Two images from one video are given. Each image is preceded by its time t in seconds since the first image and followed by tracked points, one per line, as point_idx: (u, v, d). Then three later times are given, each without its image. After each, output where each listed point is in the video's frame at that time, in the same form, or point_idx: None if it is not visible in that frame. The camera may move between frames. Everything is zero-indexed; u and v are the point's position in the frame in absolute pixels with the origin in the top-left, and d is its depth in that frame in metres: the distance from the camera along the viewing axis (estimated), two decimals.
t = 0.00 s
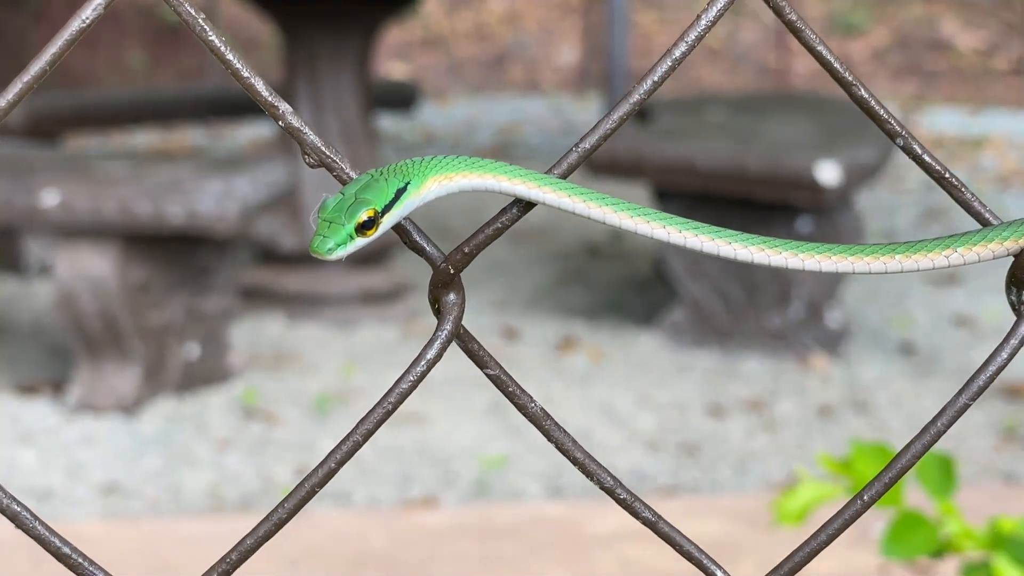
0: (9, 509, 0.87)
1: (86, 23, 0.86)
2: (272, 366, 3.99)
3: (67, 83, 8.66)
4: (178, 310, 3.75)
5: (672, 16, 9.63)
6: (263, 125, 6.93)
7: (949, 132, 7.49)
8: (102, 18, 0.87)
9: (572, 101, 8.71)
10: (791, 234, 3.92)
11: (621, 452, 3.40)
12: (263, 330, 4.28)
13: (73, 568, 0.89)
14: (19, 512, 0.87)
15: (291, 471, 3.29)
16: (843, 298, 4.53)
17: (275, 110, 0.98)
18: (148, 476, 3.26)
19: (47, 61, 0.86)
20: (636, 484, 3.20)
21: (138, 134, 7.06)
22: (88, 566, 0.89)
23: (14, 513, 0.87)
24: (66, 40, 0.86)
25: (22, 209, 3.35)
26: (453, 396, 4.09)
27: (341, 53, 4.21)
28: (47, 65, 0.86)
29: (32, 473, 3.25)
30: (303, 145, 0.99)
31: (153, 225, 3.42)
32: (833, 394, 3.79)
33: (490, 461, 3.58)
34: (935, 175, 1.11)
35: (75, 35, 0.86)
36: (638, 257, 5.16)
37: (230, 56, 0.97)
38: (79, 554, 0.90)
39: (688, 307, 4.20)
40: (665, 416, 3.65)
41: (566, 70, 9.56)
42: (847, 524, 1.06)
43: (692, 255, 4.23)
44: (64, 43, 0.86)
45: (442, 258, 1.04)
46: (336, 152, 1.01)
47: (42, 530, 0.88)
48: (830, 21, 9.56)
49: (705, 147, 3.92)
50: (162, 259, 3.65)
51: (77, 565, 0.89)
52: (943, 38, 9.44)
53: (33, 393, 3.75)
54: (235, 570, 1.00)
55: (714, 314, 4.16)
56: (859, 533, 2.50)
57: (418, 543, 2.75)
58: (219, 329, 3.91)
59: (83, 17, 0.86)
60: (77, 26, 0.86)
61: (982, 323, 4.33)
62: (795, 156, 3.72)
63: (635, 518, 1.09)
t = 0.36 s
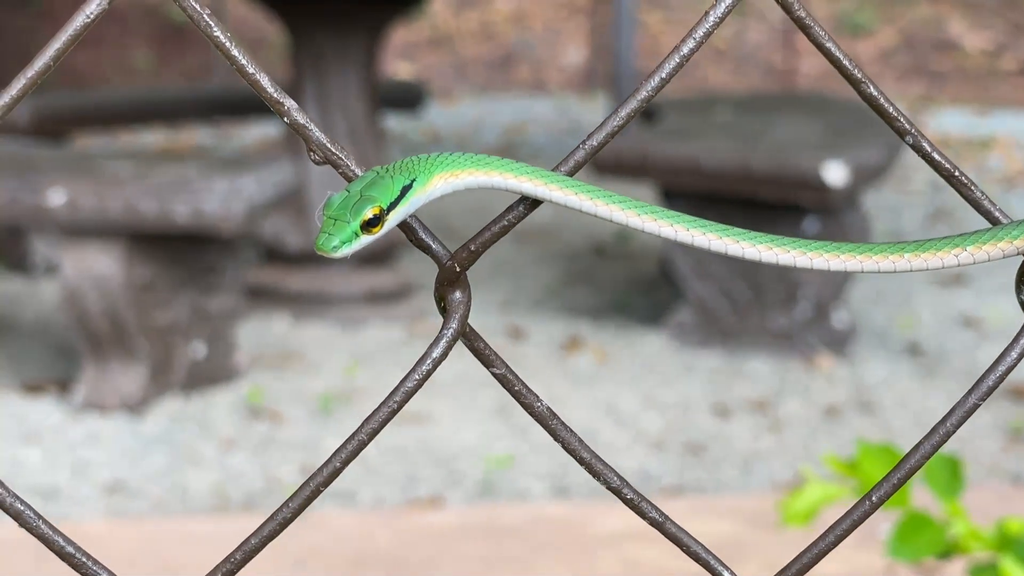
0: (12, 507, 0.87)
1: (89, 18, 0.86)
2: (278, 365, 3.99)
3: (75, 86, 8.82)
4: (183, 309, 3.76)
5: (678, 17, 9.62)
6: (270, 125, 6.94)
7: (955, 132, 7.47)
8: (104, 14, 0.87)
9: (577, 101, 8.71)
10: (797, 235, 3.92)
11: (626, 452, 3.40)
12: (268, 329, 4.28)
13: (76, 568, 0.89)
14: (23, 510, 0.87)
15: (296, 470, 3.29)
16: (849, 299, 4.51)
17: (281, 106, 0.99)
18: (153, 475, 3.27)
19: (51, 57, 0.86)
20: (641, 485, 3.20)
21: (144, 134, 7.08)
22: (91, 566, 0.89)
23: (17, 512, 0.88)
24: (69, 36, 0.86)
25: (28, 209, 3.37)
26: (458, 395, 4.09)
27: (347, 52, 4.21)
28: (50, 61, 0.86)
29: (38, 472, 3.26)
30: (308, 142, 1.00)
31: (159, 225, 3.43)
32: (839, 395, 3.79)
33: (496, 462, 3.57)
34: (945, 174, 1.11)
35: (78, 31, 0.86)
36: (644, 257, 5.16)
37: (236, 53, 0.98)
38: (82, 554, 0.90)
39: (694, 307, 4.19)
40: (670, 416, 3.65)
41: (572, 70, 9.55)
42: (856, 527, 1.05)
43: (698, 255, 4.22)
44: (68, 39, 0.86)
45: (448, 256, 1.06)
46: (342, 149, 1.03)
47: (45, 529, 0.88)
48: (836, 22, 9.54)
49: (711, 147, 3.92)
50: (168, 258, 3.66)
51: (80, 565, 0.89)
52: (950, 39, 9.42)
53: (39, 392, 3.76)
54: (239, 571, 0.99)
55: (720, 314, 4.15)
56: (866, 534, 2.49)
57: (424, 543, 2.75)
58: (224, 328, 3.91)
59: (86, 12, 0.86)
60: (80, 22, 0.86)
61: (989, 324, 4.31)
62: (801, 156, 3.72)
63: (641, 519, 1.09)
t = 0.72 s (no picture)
0: (17, 517, 0.87)
1: (97, 32, 0.87)
2: (281, 366, 4.00)
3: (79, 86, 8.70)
4: (187, 311, 3.76)
5: (682, 18, 9.62)
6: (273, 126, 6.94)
7: (959, 135, 7.46)
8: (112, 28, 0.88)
9: (581, 102, 8.70)
10: (800, 238, 3.93)
11: (630, 455, 3.40)
12: (272, 331, 4.28)
13: None
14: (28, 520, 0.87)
15: (300, 472, 3.30)
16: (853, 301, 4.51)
17: (286, 121, 1.02)
18: (157, 477, 3.27)
19: (59, 71, 0.86)
20: (643, 487, 3.20)
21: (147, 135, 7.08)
22: None
23: (22, 523, 0.87)
24: (78, 50, 0.86)
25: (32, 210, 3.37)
26: (462, 397, 4.09)
27: (351, 54, 4.21)
28: (58, 76, 0.86)
29: (41, 473, 3.26)
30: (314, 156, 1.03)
31: (163, 226, 3.44)
32: (842, 398, 3.78)
33: (499, 464, 3.57)
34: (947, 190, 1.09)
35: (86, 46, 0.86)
36: (647, 260, 5.15)
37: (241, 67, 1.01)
38: (86, 565, 0.90)
39: (697, 310, 4.19)
40: (674, 419, 3.64)
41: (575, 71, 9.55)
42: (857, 537, 1.04)
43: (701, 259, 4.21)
44: (76, 54, 0.86)
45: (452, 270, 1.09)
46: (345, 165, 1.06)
47: (50, 540, 0.88)
48: (840, 24, 9.53)
49: (715, 149, 3.91)
50: (172, 260, 3.66)
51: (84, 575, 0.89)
52: (953, 41, 9.41)
53: (42, 393, 3.76)
54: None
55: (724, 316, 4.13)
56: (869, 540, 2.48)
57: (427, 545, 2.75)
58: (228, 330, 3.91)
59: (94, 28, 0.87)
60: (89, 37, 0.86)
61: (993, 328, 4.30)
62: (804, 159, 3.71)
63: (643, 531, 1.09)
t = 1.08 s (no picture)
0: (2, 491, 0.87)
1: (78, 5, 0.87)
2: (281, 365, 3.99)
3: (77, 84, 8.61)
4: (186, 309, 3.76)
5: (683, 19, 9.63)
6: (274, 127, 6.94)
7: (959, 136, 7.46)
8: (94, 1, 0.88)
9: (581, 104, 8.71)
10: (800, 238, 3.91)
11: (630, 455, 3.40)
12: (271, 330, 4.28)
13: (66, 551, 0.90)
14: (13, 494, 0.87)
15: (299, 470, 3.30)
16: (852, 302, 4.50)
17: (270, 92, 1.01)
18: (156, 476, 3.28)
19: (41, 41, 0.87)
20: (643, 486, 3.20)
21: (148, 135, 7.09)
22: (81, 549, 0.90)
23: (7, 496, 0.87)
24: (58, 21, 0.87)
25: (32, 208, 3.37)
26: (461, 396, 4.08)
27: (351, 53, 4.21)
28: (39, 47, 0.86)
29: (40, 472, 3.26)
30: (298, 127, 1.03)
31: (162, 225, 3.44)
32: (842, 398, 3.78)
33: (499, 463, 3.57)
34: (935, 163, 1.11)
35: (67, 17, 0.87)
36: (647, 260, 5.15)
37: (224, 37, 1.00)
38: (72, 537, 0.91)
39: (697, 310, 4.18)
40: (673, 419, 3.64)
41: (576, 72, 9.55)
42: (843, 513, 1.04)
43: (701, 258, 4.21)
44: (55, 26, 0.87)
45: (436, 243, 1.09)
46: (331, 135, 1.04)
47: (35, 513, 0.88)
48: (841, 25, 9.52)
49: (714, 149, 3.91)
50: (172, 258, 3.67)
51: (71, 548, 0.89)
52: (954, 43, 9.41)
53: (41, 391, 3.77)
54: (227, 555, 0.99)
55: (723, 316, 4.13)
56: (867, 535, 2.48)
57: (426, 543, 2.75)
58: (227, 329, 3.91)
59: None
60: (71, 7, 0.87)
61: (992, 328, 4.30)
62: (804, 159, 3.71)
63: (629, 506, 1.10)
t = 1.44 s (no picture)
0: None
1: (69, 16, 0.87)
2: (280, 369, 3.99)
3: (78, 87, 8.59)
4: (185, 313, 3.75)
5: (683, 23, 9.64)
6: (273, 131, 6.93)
7: (959, 141, 7.47)
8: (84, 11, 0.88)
9: (581, 107, 8.72)
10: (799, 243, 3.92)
11: (629, 460, 3.40)
12: (270, 334, 4.28)
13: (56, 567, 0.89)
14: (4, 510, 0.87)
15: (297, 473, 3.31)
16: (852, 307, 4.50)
17: (261, 105, 1.02)
18: (155, 479, 3.28)
19: (30, 53, 0.87)
20: (642, 491, 3.20)
21: (149, 139, 7.11)
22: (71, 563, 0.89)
23: None
24: (48, 34, 0.87)
25: (32, 212, 3.38)
26: (460, 401, 4.07)
27: (350, 56, 4.21)
28: (31, 58, 0.87)
29: (40, 475, 3.27)
30: (289, 140, 1.04)
31: (162, 228, 3.46)
32: (840, 403, 3.77)
33: (498, 467, 3.57)
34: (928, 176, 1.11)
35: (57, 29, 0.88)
36: (646, 264, 5.15)
37: (215, 49, 1.01)
38: (62, 553, 0.90)
39: (697, 315, 4.17)
40: (672, 423, 3.64)
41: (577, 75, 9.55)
42: (837, 527, 1.04)
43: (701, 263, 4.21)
44: (46, 37, 0.87)
45: (428, 256, 1.12)
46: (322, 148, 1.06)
47: (25, 527, 0.88)
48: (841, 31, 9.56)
49: (714, 154, 3.91)
50: (171, 262, 3.67)
51: (60, 563, 0.89)
52: (954, 48, 9.43)
53: (40, 394, 3.77)
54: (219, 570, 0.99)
55: (723, 321, 4.12)
56: (864, 541, 2.48)
57: (425, 547, 2.75)
58: (226, 333, 3.91)
59: (67, 10, 0.87)
60: (62, 18, 0.87)
61: (992, 333, 4.29)
62: (802, 163, 3.72)
63: (623, 521, 1.10)
